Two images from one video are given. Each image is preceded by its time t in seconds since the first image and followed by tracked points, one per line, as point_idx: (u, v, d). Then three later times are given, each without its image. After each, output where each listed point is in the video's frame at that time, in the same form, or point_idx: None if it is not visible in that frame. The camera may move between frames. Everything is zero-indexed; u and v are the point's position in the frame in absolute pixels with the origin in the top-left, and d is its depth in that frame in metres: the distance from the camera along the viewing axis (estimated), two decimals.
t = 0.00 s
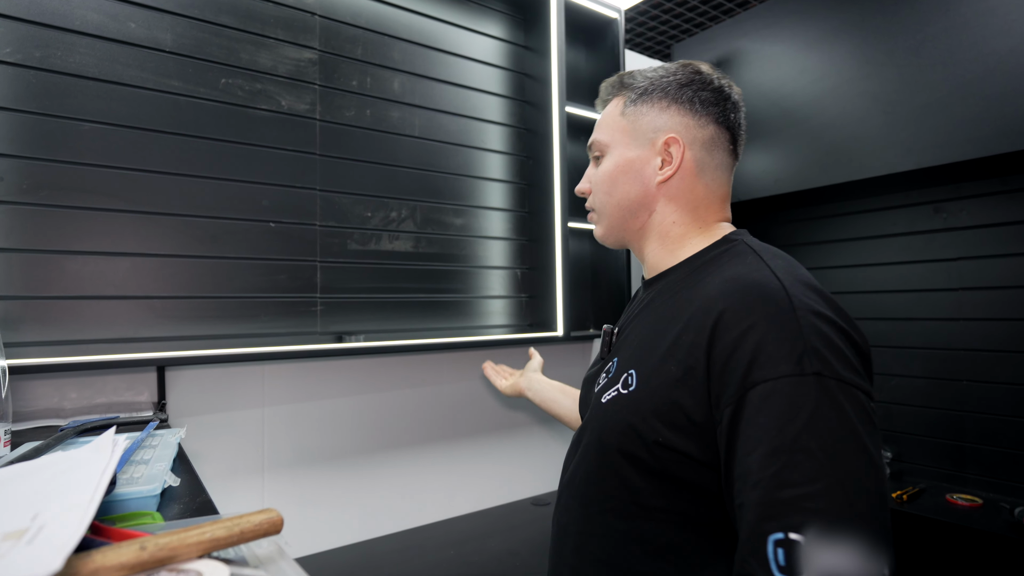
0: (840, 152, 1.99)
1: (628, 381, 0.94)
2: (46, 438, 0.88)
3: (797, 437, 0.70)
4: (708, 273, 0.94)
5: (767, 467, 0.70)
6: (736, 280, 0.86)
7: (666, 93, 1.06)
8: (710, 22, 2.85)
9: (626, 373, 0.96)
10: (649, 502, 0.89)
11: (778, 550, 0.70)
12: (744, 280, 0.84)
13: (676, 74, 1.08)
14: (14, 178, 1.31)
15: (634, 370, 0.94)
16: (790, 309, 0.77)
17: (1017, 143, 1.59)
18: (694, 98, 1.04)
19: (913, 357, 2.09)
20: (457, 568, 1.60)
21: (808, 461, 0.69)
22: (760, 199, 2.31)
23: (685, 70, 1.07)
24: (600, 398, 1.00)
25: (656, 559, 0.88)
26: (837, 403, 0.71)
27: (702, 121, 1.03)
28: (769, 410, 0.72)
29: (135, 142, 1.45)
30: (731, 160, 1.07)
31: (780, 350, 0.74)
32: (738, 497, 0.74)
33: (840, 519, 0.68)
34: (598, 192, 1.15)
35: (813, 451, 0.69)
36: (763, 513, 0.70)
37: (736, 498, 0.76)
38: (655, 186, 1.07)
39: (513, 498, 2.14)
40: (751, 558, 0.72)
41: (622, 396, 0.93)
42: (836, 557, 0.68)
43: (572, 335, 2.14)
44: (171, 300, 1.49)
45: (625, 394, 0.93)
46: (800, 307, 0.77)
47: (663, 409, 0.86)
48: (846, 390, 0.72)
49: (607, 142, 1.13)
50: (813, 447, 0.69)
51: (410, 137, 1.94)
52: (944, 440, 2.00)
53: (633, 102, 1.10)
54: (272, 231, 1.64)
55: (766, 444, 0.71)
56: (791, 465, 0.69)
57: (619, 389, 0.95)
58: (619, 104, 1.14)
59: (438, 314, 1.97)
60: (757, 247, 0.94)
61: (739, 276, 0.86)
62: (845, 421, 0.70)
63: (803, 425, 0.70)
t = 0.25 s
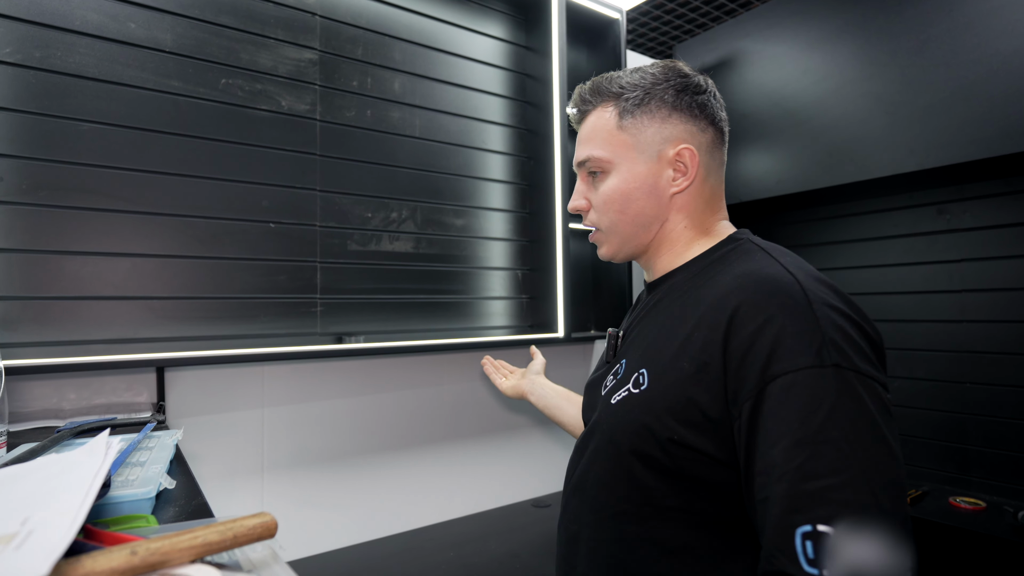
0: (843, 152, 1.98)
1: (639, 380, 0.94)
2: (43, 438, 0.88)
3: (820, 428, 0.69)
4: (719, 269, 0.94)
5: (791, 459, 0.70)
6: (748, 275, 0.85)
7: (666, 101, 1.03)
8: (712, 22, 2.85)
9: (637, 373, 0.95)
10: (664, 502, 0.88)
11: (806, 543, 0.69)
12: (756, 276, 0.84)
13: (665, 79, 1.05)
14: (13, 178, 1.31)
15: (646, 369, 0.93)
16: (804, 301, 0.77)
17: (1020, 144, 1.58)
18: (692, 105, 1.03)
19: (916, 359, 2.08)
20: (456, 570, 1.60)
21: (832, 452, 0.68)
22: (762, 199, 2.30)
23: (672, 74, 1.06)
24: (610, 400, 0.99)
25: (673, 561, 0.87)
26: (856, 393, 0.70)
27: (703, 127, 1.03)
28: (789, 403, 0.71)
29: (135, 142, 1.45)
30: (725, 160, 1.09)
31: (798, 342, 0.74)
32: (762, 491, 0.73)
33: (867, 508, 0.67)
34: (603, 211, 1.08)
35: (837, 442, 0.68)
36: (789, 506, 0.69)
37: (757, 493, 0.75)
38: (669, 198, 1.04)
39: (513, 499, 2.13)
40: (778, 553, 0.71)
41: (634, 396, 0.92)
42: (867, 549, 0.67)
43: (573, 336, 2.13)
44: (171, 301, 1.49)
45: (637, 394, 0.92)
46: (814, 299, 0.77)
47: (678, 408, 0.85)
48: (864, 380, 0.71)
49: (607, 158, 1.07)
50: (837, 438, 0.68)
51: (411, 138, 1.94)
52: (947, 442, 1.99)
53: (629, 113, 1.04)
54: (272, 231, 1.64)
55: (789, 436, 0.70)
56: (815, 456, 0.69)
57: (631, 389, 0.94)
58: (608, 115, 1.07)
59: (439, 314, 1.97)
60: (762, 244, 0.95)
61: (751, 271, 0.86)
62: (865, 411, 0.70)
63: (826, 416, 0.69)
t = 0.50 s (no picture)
0: (846, 154, 1.97)
1: (650, 389, 0.92)
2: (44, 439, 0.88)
3: (837, 434, 0.69)
4: (727, 274, 0.94)
5: (809, 466, 0.70)
6: (757, 281, 0.85)
7: (670, 108, 1.03)
8: (714, 23, 2.84)
9: (646, 382, 0.94)
10: (677, 511, 0.87)
11: (826, 550, 0.69)
12: (765, 281, 0.84)
13: (665, 86, 1.06)
14: (15, 178, 1.31)
15: (655, 377, 0.93)
16: (816, 306, 0.77)
17: None
18: (695, 111, 1.04)
19: (919, 361, 2.07)
20: (456, 571, 1.59)
21: (850, 458, 0.68)
22: (765, 201, 2.30)
23: (671, 81, 1.07)
24: (619, 409, 0.98)
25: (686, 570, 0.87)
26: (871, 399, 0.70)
27: (705, 133, 1.05)
28: (805, 410, 0.71)
29: (137, 142, 1.45)
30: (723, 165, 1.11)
31: (812, 347, 0.74)
32: (778, 498, 0.73)
33: (885, 513, 0.67)
34: (612, 220, 1.06)
35: (854, 448, 0.68)
36: (808, 513, 0.69)
37: (773, 501, 0.75)
38: (677, 205, 1.04)
39: (514, 500, 2.13)
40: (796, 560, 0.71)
41: (645, 405, 0.91)
42: (886, 556, 0.67)
43: (575, 337, 2.13)
44: (172, 301, 1.49)
45: (648, 403, 0.91)
46: (825, 304, 0.77)
47: (690, 415, 0.84)
48: (877, 385, 0.72)
49: (613, 167, 1.05)
50: (854, 443, 0.68)
51: (413, 139, 1.94)
52: (950, 445, 1.99)
53: (634, 120, 1.03)
54: (273, 232, 1.64)
55: (807, 443, 0.70)
56: (833, 462, 0.69)
57: (641, 398, 0.93)
58: (613, 123, 1.06)
59: (440, 315, 1.96)
60: (768, 248, 0.95)
61: (761, 276, 0.86)
62: (879, 417, 0.70)
63: (843, 422, 0.69)
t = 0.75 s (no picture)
0: (848, 155, 1.97)
1: (656, 386, 0.93)
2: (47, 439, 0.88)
3: (847, 428, 0.69)
4: (732, 271, 0.94)
5: (818, 460, 0.69)
6: (764, 278, 0.86)
7: (662, 108, 1.03)
8: (715, 24, 2.85)
9: (653, 379, 0.95)
10: (685, 508, 0.87)
11: (837, 543, 0.68)
12: (771, 278, 0.85)
13: (657, 87, 1.06)
14: (18, 179, 1.31)
15: (663, 374, 0.93)
16: (822, 301, 0.77)
17: None
18: (688, 110, 1.04)
19: (921, 361, 2.07)
20: (458, 571, 1.60)
21: (860, 451, 0.68)
22: (766, 201, 2.30)
23: (663, 82, 1.07)
24: (626, 406, 0.98)
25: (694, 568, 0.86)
26: (879, 393, 0.71)
27: (700, 130, 1.04)
28: (814, 404, 0.71)
29: (139, 143, 1.45)
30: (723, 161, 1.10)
31: (820, 342, 0.74)
32: (788, 493, 0.73)
33: (895, 507, 0.67)
34: (613, 223, 1.07)
35: (864, 441, 0.68)
36: (819, 507, 0.69)
37: (783, 496, 0.74)
38: (676, 203, 1.04)
39: (516, 501, 2.13)
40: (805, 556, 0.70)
41: (652, 402, 0.92)
42: (898, 548, 0.67)
43: (576, 337, 2.13)
44: (174, 301, 1.49)
45: (655, 400, 0.92)
46: (832, 300, 0.78)
47: (698, 412, 0.85)
48: (885, 379, 0.72)
49: (609, 170, 1.06)
50: (863, 437, 0.68)
51: (415, 139, 1.94)
52: (951, 445, 1.99)
53: (627, 124, 1.04)
54: (275, 233, 1.64)
55: (816, 436, 0.70)
56: (843, 456, 0.69)
57: (648, 395, 0.94)
58: (607, 127, 1.07)
59: (441, 316, 1.96)
60: (773, 246, 0.95)
61: (767, 272, 0.87)
62: (888, 411, 0.70)
63: (852, 415, 0.69)
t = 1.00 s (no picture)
0: (844, 158, 1.99)
1: (655, 384, 0.94)
2: (50, 438, 0.88)
3: (842, 419, 0.70)
4: (726, 269, 0.96)
5: (815, 451, 0.71)
6: (757, 276, 0.87)
7: (632, 118, 1.05)
8: (712, 27, 2.87)
9: (651, 377, 0.96)
10: (686, 503, 0.88)
11: (837, 532, 0.69)
12: (764, 276, 0.86)
13: (628, 97, 1.08)
14: (19, 178, 1.31)
15: (661, 373, 0.94)
16: (814, 298, 0.79)
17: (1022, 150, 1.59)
18: (657, 116, 1.05)
19: (915, 362, 2.09)
20: (458, 571, 1.60)
21: (856, 442, 0.69)
22: (763, 203, 2.32)
23: (636, 91, 1.09)
24: (625, 405, 0.99)
25: (698, 563, 0.87)
26: (872, 385, 0.72)
27: (673, 134, 1.04)
28: (809, 397, 0.73)
29: (139, 143, 1.45)
30: (707, 162, 1.09)
31: (813, 337, 0.75)
32: (787, 485, 0.74)
33: (893, 494, 0.68)
34: (593, 231, 1.10)
35: (859, 432, 0.69)
36: (818, 497, 0.70)
37: (782, 489, 0.75)
38: (651, 208, 1.05)
39: (514, 501, 2.14)
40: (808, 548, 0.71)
41: (651, 400, 0.93)
42: (898, 534, 0.67)
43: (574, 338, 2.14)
44: (174, 301, 1.49)
45: (654, 398, 0.93)
46: (823, 297, 0.79)
47: (696, 408, 0.86)
48: (878, 371, 0.73)
49: (586, 181, 1.09)
50: (858, 428, 0.70)
51: (414, 140, 1.94)
52: (945, 446, 2.00)
53: (599, 136, 1.07)
54: (275, 233, 1.64)
55: (812, 429, 0.71)
56: (839, 447, 0.70)
57: (647, 393, 0.95)
58: (582, 141, 1.11)
59: (440, 316, 1.97)
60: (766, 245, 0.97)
61: (760, 270, 0.88)
62: (881, 401, 0.71)
63: (847, 408, 0.70)
